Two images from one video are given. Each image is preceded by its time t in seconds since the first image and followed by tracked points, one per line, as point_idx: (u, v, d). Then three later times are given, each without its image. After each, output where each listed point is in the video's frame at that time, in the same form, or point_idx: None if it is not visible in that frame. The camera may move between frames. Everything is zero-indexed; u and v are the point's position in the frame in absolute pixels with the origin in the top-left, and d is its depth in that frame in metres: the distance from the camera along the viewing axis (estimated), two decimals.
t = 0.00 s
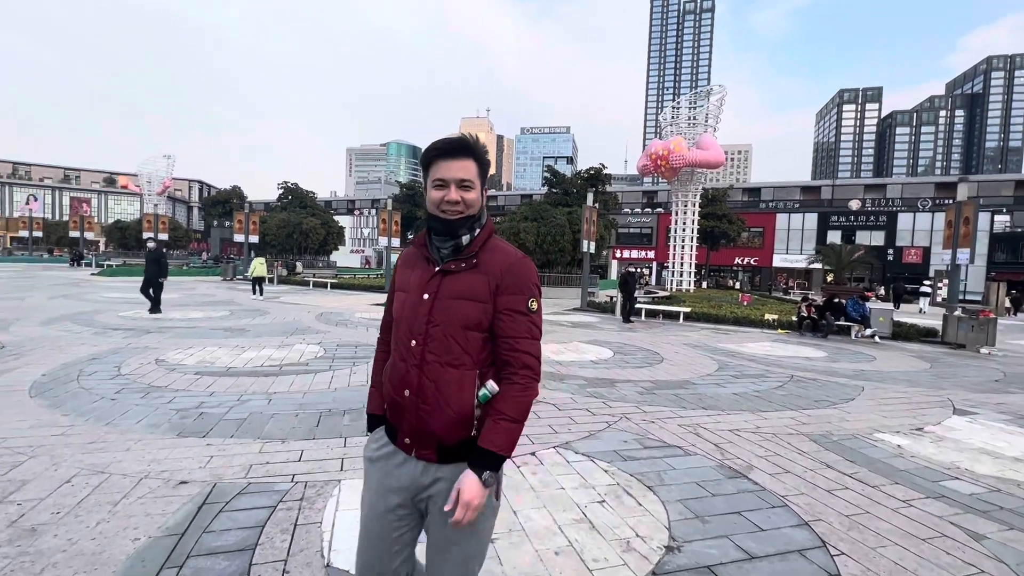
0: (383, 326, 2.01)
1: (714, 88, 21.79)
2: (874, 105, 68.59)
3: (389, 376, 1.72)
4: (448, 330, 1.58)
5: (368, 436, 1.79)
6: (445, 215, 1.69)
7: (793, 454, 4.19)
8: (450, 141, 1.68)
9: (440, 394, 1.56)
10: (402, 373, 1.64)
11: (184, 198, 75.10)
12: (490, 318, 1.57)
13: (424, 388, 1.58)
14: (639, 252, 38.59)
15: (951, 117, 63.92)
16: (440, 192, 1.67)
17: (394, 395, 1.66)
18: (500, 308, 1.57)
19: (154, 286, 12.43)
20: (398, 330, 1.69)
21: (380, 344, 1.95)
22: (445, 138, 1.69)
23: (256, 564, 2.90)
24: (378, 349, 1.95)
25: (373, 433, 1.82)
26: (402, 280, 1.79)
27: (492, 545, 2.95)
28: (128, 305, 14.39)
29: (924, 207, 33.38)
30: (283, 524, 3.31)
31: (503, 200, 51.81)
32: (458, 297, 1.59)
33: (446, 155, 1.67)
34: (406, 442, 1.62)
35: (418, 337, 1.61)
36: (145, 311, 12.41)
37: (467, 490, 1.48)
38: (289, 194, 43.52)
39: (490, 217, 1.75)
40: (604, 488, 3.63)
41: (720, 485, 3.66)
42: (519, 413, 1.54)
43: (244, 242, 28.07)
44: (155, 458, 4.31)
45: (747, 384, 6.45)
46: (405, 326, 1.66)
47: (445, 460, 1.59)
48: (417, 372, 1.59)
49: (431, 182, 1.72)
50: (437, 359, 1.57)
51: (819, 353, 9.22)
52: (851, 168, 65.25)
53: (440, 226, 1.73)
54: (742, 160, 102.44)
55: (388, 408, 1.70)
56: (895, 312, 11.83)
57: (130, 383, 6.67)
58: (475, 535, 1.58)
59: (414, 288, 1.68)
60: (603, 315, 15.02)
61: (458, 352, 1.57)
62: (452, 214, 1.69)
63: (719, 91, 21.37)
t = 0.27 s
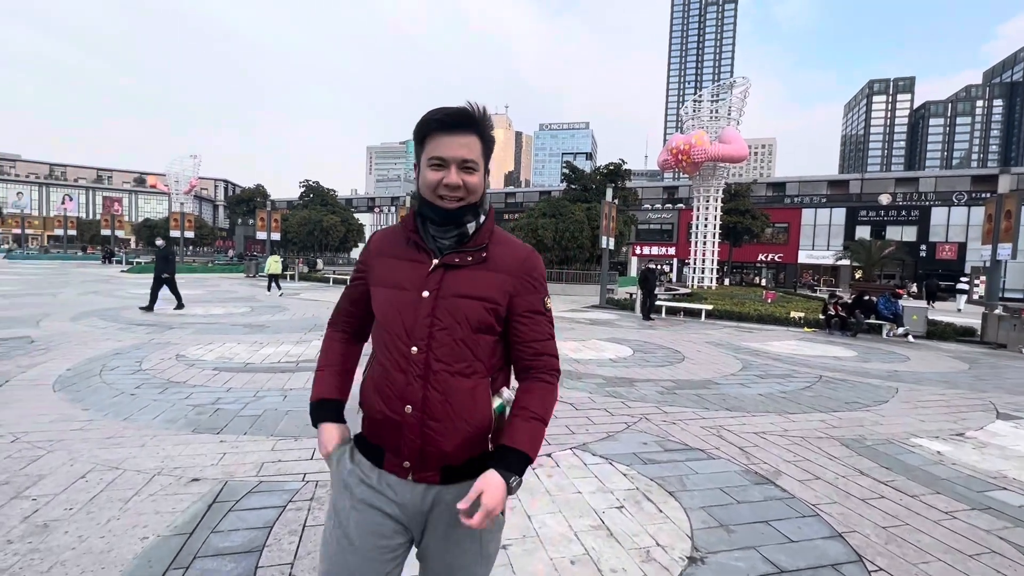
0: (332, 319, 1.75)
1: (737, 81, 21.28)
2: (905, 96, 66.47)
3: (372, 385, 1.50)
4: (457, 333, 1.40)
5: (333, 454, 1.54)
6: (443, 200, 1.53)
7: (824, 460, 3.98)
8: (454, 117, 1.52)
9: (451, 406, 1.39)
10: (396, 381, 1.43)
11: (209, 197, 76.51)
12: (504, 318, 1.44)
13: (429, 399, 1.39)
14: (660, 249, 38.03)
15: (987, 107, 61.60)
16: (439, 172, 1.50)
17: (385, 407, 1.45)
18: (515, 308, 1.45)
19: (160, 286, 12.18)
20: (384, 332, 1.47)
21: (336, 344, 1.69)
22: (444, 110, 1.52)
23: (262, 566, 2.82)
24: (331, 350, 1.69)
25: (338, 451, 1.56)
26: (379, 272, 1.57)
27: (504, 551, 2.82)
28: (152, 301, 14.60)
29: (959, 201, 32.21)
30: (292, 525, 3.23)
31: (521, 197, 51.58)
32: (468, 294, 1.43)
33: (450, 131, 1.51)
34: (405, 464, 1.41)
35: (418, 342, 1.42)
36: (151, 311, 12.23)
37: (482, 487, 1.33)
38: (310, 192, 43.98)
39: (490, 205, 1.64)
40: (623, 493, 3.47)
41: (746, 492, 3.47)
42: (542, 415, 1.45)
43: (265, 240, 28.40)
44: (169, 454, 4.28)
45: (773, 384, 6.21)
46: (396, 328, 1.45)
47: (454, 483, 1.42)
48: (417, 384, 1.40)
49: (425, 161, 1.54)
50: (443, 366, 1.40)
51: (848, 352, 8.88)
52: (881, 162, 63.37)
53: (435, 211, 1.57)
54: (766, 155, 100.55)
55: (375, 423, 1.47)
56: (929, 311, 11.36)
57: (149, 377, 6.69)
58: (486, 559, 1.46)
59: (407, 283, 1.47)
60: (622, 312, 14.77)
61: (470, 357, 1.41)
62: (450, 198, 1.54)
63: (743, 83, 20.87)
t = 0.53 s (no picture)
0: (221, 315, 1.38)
1: (758, 73, 20.80)
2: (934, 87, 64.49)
3: (323, 407, 1.31)
4: (436, 344, 1.31)
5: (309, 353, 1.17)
6: (394, 203, 1.41)
7: (848, 467, 3.77)
8: (411, 104, 1.37)
9: (434, 417, 1.33)
10: (363, 397, 1.27)
11: (231, 195, 77.69)
12: (483, 315, 1.39)
13: (409, 413, 1.28)
14: (678, 245, 37.49)
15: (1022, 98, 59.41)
16: (391, 172, 1.37)
17: (347, 429, 1.27)
18: (492, 302, 1.41)
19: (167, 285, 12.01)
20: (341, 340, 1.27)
21: (233, 340, 1.31)
22: (394, 97, 1.36)
23: (258, 570, 2.75)
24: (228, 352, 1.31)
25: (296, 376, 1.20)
26: (319, 272, 1.36)
27: (507, 560, 2.70)
28: (171, 297, 14.77)
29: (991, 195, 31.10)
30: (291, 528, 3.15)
31: (538, 194, 51.30)
32: (444, 293, 1.35)
33: (409, 122, 1.37)
34: (379, 494, 1.30)
35: (392, 349, 1.27)
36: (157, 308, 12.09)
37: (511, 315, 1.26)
38: (329, 190, 44.33)
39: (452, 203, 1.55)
40: (634, 499, 3.32)
41: (765, 500, 3.29)
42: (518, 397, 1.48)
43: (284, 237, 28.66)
44: (174, 452, 4.24)
45: (795, 386, 5.97)
46: (357, 339, 1.27)
47: (434, 502, 1.36)
48: (393, 404, 1.28)
49: (373, 155, 1.38)
50: (423, 377, 1.29)
51: (873, 352, 8.56)
52: (908, 155, 61.61)
53: (386, 213, 1.43)
54: (788, 149, 98.48)
55: (333, 448, 1.29)
56: (960, 309, 10.92)
57: (162, 373, 6.71)
58: (466, 569, 1.45)
59: (366, 287, 1.31)
60: (639, 310, 14.52)
61: (451, 363, 1.33)
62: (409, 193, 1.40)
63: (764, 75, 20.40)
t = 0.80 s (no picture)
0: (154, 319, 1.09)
1: (776, 66, 20.31)
2: (960, 79, 62.68)
3: (286, 429, 1.15)
4: (411, 340, 1.24)
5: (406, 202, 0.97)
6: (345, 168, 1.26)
7: (872, 475, 3.56)
8: (364, 49, 1.24)
9: (415, 418, 1.28)
10: (338, 410, 1.15)
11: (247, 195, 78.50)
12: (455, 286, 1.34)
13: (391, 422, 1.22)
14: (693, 243, 36.96)
15: None
16: (341, 130, 1.22)
17: (322, 450, 1.15)
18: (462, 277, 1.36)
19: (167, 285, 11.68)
20: (311, 350, 1.12)
21: (194, 335, 0.98)
22: (347, 42, 1.23)
23: None
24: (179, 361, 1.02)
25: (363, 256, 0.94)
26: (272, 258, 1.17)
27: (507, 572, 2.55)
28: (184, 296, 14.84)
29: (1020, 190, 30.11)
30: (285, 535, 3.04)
31: (550, 191, 50.95)
32: (411, 277, 1.27)
33: (362, 72, 1.24)
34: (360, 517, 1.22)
35: (370, 352, 1.17)
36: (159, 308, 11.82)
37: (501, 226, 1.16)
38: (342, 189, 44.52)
39: (401, 167, 1.44)
40: (644, 508, 3.15)
41: (783, 510, 3.10)
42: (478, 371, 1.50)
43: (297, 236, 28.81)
44: (174, 454, 4.17)
45: (815, 387, 5.74)
46: (328, 346, 1.13)
47: (409, 514, 1.34)
48: (377, 412, 1.20)
49: (320, 111, 1.22)
50: (401, 381, 1.23)
51: (896, 352, 8.25)
52: (932, 149, 60.01)
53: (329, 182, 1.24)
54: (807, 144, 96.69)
55: (302, 477, 1.15)
56: (989, 307, 10.51)
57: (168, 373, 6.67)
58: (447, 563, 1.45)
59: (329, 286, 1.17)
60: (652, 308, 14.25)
61: (424, 357, 1.28)
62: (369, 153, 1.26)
63: (782, 68, 19.90)
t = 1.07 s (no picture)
0: (187, 334, 1.02)
1: (784, 61, 20.09)
2: (973, 71, 61.61)
3: (314, 435, 1.11)
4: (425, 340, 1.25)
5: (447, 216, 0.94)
6: (358, 172, 1.25)
7: (883, 476, 3.48)
8: (377, 55, 1.27)
9: (437, 416, 1.28)
10: (368, 412, 1.13)
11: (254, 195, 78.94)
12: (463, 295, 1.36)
13: (416, 422, 1.21)
14: (701, 240, 36.70)
15: None
16: (356, 133, 1.23)
17: (354, 456, 1.13)
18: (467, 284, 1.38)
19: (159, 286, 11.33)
20: (342, 355, 1.11)
21: (242, 348, 0.93)
22: (360, 46, 1.25)
23: None
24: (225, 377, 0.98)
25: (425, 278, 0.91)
26: (297, 263, 1.15)
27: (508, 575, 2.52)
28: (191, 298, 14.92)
29: None
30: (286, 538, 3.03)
31: (557, 190, 50.79)
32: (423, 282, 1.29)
33: (374, 76, 1.26)
34: (388, 521, 1.21)
35: (392, 356, 1.17)
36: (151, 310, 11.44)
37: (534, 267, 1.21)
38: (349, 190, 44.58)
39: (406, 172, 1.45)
40: (648, 511, 3.09)
41: (790, 512, 3.03)
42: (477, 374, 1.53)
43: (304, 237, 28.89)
44: (178, 456, 4.18)
45: (824, 386, 5.65)
46: (355, 352, 1.12)
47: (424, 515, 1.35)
48: (404, 412, 1.19)
49: (333, 114, 1.23)
50: (422, 382, 1.24)
51: (909, 350, 8.10)
52: (944, 143, 59.13)
53: (342, 184, 1.28)
54: (817, 140, 95.59)
55: (333, 488, 1.12)
56: (1003, 304, 10.32)
57: (173, 374, 6.70)
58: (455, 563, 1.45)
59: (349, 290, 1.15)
60: (660, 306, 14.14)
61: (437, 358, 1.30)
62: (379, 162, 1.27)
63: (790, 62, 19.67)
